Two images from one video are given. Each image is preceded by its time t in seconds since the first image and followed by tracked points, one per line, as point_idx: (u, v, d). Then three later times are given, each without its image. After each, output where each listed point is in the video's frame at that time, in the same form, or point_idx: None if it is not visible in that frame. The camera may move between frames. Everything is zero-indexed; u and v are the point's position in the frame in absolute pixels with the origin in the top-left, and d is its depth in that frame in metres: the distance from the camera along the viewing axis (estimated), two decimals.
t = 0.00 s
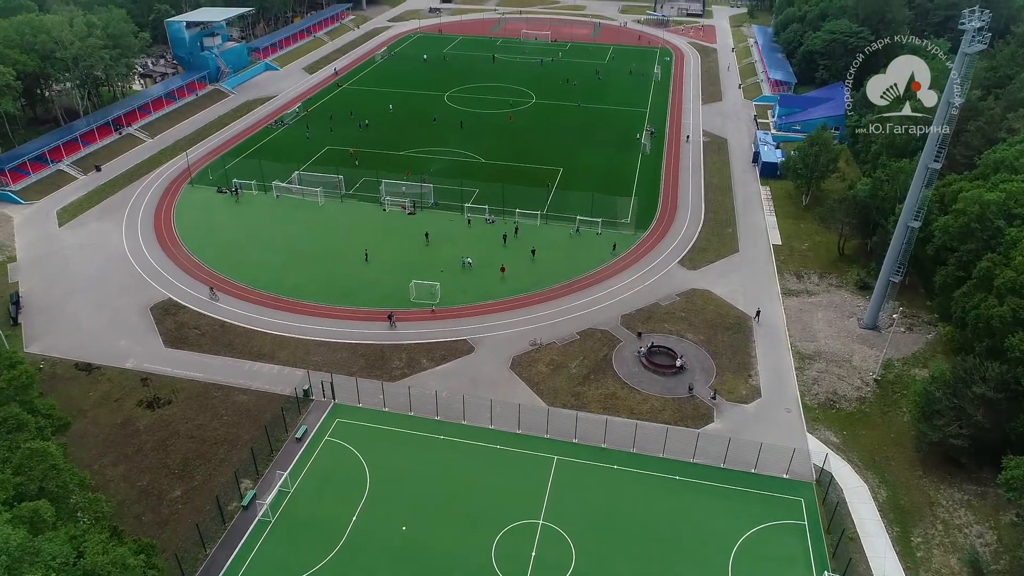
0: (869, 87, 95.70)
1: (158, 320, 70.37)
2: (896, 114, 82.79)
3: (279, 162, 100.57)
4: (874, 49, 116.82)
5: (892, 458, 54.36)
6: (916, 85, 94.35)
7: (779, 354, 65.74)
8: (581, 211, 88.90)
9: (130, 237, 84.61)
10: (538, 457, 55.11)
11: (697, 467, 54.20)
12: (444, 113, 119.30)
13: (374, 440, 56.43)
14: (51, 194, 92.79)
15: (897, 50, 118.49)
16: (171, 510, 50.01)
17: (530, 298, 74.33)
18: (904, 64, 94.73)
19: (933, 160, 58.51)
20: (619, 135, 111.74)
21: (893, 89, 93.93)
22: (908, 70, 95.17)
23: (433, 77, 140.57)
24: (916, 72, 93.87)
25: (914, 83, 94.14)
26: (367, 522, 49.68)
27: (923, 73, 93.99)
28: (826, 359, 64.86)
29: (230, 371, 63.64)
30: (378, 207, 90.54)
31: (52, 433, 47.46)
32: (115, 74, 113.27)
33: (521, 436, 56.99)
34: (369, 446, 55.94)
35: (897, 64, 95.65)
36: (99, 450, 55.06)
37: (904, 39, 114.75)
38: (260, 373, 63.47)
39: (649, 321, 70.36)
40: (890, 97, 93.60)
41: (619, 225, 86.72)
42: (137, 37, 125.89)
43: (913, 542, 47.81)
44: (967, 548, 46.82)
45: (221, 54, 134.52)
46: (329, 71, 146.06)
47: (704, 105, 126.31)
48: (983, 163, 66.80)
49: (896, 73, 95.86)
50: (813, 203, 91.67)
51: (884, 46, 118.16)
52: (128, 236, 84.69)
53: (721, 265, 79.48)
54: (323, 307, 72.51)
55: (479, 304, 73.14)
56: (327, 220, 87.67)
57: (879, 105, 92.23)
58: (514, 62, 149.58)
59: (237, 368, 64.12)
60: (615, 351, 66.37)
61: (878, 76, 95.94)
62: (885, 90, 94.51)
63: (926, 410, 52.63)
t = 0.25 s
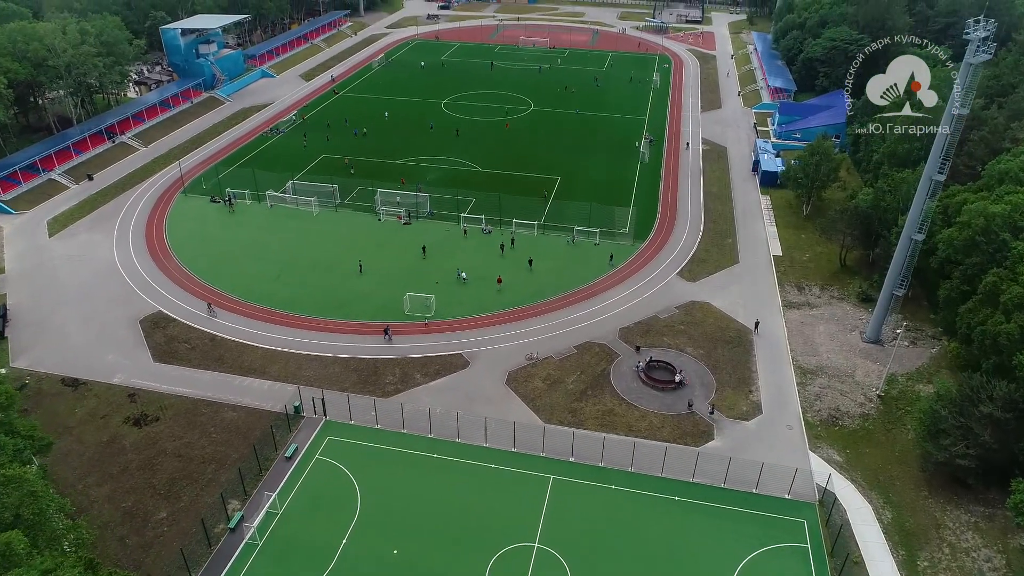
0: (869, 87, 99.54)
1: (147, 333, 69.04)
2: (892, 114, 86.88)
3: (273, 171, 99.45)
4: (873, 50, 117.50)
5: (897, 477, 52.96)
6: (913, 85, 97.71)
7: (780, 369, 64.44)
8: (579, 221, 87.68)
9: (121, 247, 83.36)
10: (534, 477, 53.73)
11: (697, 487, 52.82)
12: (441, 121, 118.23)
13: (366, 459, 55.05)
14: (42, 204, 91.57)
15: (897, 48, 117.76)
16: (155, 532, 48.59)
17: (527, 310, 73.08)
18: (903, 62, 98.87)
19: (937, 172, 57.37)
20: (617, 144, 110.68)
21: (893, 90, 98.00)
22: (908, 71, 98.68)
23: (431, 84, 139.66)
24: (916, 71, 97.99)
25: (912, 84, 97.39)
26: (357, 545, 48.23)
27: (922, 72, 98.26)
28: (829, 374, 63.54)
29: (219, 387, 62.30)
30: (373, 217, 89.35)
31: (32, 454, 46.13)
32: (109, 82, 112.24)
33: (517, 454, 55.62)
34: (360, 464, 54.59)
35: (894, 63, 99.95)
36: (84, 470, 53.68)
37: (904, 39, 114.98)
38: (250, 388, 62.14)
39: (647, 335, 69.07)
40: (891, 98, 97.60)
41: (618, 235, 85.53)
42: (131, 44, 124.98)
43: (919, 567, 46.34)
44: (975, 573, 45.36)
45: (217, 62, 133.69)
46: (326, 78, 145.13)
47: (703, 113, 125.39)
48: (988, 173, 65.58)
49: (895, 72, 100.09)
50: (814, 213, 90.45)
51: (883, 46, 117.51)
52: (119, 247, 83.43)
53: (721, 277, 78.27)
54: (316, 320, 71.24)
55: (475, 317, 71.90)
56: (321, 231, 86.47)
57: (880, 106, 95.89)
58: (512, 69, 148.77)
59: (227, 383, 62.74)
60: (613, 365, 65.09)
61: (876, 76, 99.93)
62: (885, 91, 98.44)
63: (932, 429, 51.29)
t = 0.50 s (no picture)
0: (869, 87, 99.78)
1: (135, 346, 67.71)
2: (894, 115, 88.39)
3: (267, 179, 98.24)
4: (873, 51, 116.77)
5: (902, 497, 51.57)
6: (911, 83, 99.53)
7: (781, 383, 63.12)
8: (576, 231, 86.47)
9: (111, 257, 82.07)
10: (529, 496, 52.34)
11: (697, 507, 51.42)
12: (438, 128, 117.13)
13: (357, 477, 53.68)
14: (33, 212, 90.33)
15: (897, 48, 116.89)
16: (140, 555, 47.21)
17: (523, 322, 71.78)
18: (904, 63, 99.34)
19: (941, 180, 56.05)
20: (616, 151, 109.63)
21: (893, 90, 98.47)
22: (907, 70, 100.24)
23: (428, 90, 138.66)
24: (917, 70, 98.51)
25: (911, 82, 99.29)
26: (346, 568, 46.81)
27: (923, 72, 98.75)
28: (831, 388, 62.21)
29: (208, 402, 60.97)
30: (368, 226, 88.13)
31: (12, 475, 44.79)
32: (102, 89, 111.18)
33: (512, 473, 54.24)
34: (351, 483, 53.24)
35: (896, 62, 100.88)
36: (68, 489, 52.33)
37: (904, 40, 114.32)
38: (240, 403, 60.79)
39: (646, 348, 67.76)
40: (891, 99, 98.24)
41: (616, 245, 84.28)
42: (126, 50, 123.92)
43: None
44: None
45: (212, 68, 132.74)
46: (323, 83, 144.17)
47: (702, 120, 124.37)
48: (993, 184, 64.29)
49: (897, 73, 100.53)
50: (815, 222, 89.19)
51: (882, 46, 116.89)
52: (109, 257, 82.16)
53: (721, 287, 77.01)
54: (308, 333, 69.92)
55: (471, 330, 70.60)
56: (315, 240, 85.25)
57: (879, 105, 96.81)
58: (510, 75, 147.82)
59: (217, 399, 61.40)
60: (611, 379, 63.76)
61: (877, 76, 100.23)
62: (885, 91, 98.84)
63: (938, 448, 49.89)
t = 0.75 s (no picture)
0: (869, 87, 98.01)
1: (124, 359, 66.43)
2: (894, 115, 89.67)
3: (262, 187, 97.11)
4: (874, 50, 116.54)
5: (907, 517, 50.20)
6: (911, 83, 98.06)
7: (782, 398, 61.82)
8: (574, 240, 85.29)
9: (102, 267, 80.87)
10: (525, 516, 50.97)
11: (697, 528, 50.03)
12: (435, 134, 116.02)
13: (348, 496, 52.33)
14: (24, 221, 89.16)
15: (898, 48, 116.53)
16: None
17: (520, 334, 70.52)
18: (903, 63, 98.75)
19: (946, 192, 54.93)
20: (614, 158, 108.53)
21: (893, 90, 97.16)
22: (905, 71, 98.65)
23: (426, 96, 137.66)
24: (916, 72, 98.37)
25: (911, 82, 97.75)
26: None
27: (921, 74, 98.99)
28: (834, 403, 60.89)
29: (197, 417, 59.67)
30: (363, 235, 86.93)
31: None
32: (96, 95, 110.11)
33: (507, 491, 52.90)
34: (342, 502, 51.88)
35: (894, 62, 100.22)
36: (51, 508, 51.00)
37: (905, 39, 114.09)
38: (230, 419, 59.48)
39: (644, 361, 66.44)
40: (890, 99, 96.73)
41: (614, 254, 83.10)
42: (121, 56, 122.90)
43: None
44: None
45: (208, 74, 131.81)
46: (320, 89, 143.18)
47: (701, 126, 123.33)
48: (998, 194, 63.08)
49: (895, 73, 99.86)
50: (816, 231, 87.95)
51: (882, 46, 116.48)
52: (100, 267, 81.00)
53: (721, 298, 75.77)
54: (301, 345, 68.64)
55: (466, 342, 69.32)
56: (309, 249, 84.06)
57: (880, 104, 94.47)
58: (508, 81, 146.88)
59: (206, 414, 60.11)
60: (609, 393, 62.44)
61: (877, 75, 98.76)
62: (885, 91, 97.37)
63: (943, 467, 48.58)
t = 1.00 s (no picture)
0: (870, 88, 106.54)
1: (113, 373, 65.11)
2: (894, 116, 91.16)
3: (256, 195, 95.96)
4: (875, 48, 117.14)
5: (912, 538, 48.82)
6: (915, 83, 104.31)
7: (784, 412, 60.53)
8: (572, 249, 84.08)
9: (92, 278, 79.59)
10: (519, 537, 49.55)
11: (696, 550, 48.62)
12: (432, 141, 115.00)
13: (338, 516, 50.94)
14: (13, 230, 87.86)
15: (899, 48, 116.73)
16: None
17: (516, 346, 69.25)
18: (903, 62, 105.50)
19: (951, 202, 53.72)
20: (613, 165, 107.40)
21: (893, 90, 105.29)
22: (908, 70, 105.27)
23: (423, 101, 136.59)
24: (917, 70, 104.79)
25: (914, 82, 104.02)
26: None
27: (922, 73, 104.97)
28: (837, 418, 59.57)
29: (185, 433, 58.30)
30: (358, 244, 85.73)
31: None
32: (89, 102, 108.96)
33: (501, 511, 51.49)
34: (332, 522, 50.47)
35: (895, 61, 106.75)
36: (33, 529, 49.63)
37: (906, 39, 114.81)
38: (219, 435, 58.11)
39: (643, 374, 65.13)
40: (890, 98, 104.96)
41: (613, 264, 81.87)
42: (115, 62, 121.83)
43: None
44: None
45: (203, 79, 130.85)
46: (317, 95, 142.21)
47: (701, 132, 122.28)
48: (1003, 203, 61.91)
49: (896, 71, 107.09)
50: (817, 239, 86.80)
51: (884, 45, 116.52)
52: (91, 278, 79.77)
53: (721, 309, 74.54)
54: (293, 357, 67.35)
55: (461, 354, 68.05)
56: (303, 259, 82.79)
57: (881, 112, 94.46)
58: (506, 86, 145.89)
59: (194, 429, 58.78)
60: (606, 408, 61.12)
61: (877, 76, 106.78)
62: (885, 91, 105.70)
63: (950, 486, 47.25)
